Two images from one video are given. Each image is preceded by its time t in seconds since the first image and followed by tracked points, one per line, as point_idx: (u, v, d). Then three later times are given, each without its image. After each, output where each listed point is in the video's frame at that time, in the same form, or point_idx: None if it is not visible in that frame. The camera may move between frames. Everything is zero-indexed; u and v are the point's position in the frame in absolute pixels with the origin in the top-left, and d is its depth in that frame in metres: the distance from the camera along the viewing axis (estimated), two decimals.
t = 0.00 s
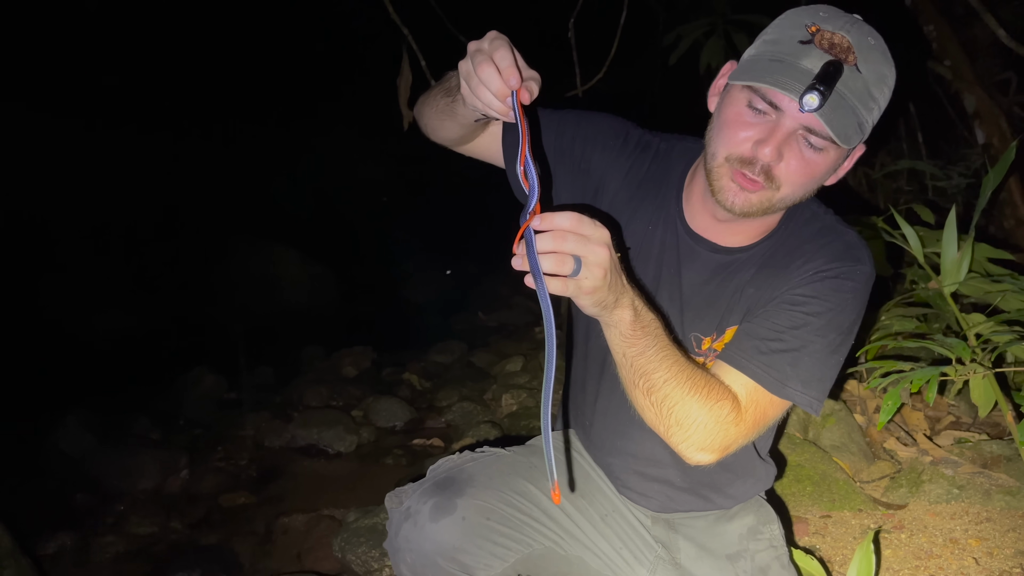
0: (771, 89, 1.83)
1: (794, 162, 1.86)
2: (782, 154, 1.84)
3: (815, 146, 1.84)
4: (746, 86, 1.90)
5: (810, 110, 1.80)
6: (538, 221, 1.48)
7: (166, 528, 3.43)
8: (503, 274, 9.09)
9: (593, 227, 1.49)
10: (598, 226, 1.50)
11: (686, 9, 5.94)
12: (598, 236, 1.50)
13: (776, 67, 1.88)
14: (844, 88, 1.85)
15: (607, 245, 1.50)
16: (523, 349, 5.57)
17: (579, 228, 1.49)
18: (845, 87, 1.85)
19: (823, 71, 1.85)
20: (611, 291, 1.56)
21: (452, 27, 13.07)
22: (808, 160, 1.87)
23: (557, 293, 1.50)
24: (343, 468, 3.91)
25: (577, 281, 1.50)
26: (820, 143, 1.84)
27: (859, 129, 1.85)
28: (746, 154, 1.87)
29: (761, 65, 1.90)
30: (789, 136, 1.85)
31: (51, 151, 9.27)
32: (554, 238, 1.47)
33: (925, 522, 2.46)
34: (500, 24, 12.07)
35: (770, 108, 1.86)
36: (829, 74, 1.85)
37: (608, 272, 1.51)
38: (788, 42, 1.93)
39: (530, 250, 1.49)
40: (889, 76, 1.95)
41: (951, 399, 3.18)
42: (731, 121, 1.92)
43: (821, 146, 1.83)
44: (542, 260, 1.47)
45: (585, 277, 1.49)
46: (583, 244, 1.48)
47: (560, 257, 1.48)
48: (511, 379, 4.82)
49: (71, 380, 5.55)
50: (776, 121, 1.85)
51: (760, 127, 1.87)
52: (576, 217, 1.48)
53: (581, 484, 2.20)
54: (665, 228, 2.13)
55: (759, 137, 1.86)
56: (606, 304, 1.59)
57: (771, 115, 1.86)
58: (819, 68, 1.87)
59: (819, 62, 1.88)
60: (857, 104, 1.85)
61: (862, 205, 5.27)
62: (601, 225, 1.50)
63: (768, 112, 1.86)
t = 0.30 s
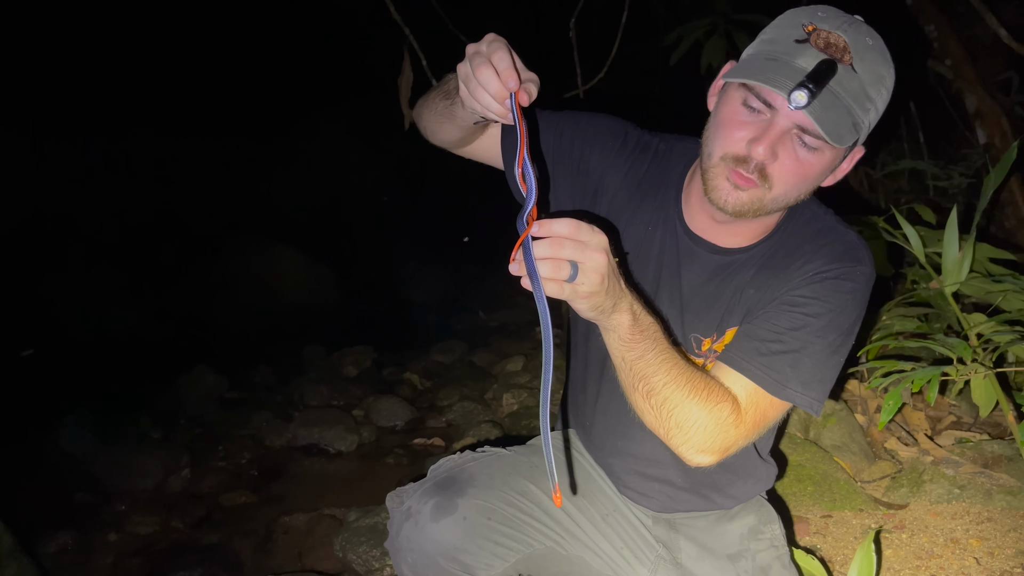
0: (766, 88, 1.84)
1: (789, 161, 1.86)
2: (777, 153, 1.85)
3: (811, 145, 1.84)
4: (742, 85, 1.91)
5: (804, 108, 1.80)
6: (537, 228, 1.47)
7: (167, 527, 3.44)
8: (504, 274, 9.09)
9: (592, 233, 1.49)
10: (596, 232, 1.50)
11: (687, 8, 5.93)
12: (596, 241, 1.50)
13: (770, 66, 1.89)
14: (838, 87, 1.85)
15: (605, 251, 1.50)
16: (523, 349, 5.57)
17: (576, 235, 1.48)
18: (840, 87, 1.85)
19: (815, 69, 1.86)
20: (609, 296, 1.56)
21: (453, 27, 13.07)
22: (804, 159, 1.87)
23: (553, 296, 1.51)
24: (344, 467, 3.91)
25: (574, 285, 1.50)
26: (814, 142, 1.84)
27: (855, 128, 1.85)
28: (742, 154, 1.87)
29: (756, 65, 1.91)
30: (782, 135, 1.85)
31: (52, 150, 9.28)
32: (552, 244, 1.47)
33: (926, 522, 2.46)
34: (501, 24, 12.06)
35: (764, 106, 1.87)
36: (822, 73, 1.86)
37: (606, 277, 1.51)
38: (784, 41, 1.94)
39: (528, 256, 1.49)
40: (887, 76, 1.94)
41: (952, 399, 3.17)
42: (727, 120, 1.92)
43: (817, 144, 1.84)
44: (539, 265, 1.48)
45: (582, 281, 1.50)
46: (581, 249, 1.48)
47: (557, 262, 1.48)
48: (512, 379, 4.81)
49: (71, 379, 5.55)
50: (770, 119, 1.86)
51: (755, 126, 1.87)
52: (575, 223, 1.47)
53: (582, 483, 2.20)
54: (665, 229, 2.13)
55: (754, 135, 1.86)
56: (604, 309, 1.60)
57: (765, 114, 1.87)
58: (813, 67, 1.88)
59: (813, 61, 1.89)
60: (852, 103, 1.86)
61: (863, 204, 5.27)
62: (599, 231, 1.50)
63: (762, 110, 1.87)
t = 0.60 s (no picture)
0: (756, 84, 1.84)
1: (784, 158, 1.87)
2: (771, 149, 1.85)
3: (806, 142, 1.84)
4: (733, 81, 1.92)
5: (795, 105, 1.80)
6: (541, 228, 1.47)
7: (169, 526, 3.44)
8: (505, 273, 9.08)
9: (595, 233, 1.49)
10: (599, 232, 1.50)
11: (688, 8, 5.93)
12: (599, 242, 1.50)
13: (760, 64, 1.91)
14: (828, 85, 1.85)
15: (608, 252, 1.50)
16: (525, 349, 5.56)
17: (580, 235, 1.48)
18: (830, 84, 1.85)
19: (805, 66, 1.86)
20: (611, 296, 1.56)
21: (454, 27, 13.06)
22: (800, 156, 1.87)
23: (555, 294, 1.51)
24: (344, 467, 3.91)
25: (576, 285, 1.50)
26: (808, 139, 1.84)
27: (846, 126, 1.85)
28: (738, 152, 1.88)
29: (749, 63, 1.92)
30: (774, 132, 1.85)
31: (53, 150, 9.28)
32: (554, 245, 1.47)
33: (926, 522, 2.46)
34: (502, 23, 12.06)
35: (758, 104, 1.88)
36: (809, 69, 1.85)
37: (609, 278, 1.51)
38: (777, 40, 1.96)
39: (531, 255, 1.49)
40: (883, 76, 1.93)
41: (953, 399, 3.17)
42: (721, 118, 1.93)
43: (811, 142, 1.84)
44: (543, 264, 1.48)
45: (584, 282, 1.50)
46: (584, 250, 1.48)
47: (560, 262, 1.49)
48: (513, 379, 4.81)
49: (72, 378, 5.56)
50: (762, 116, 1.86)
51: (748, 123, 1.88)
52: (578, 225, 1.47)
53: (582, 483, 2.20)
54: (665, 228, 2.13)
55: (748, 132, 1.87)
56: (606, 310, 1.59)
57: (757, 110, 1.88)
58: (803, 64, 1.89)
59: (804, 58, 1.91)
60: (843, 102, 1.85)
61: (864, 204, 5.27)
62: (602, 231, 1.50)
63: (755, 107, 1.88)
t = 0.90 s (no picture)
0: (758, 85, 1.84)
1: (785, 159, 1.86)
2: (772, 150, 1.85)
3: (807, 142, 1.84)
4: (734, 80, 1.92)
5: (797, 106, 1.80)
6: (544, 230, 1.48)
7: (168, 525, 3.44)
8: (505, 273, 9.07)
9: (597, 235, 1.49)
10: (601, 234, 1.49)
11: (688, 8, 5.92)
12: (602, 244, 1.49)
13: (761, 64, 1.91)
14: (830, 84, 1.85)
15: (610, 253, 1.50)
16: (524, 348, 5.56)
17: (582, 237, 1.48)
18: (831, 83, 1.85)
19: (806, 66, 1.86)
20: (612, 298, 1.56)
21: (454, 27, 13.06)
22: (801, 156, 1.87)
23: (556, 295, 1.51)
24: (344, 466, 3.91)
25: (577, 286, 1.50)
26: (809, 140, 1.84)
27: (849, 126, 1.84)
28: (740, 153, 1.88)
29: (750, 62, 1.92)
30: (776, 133, 1.85)
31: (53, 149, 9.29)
32: (556, 246, 1.47)
33: (926, 522, 2.46)
34: (502, 23, 12.06)
35: (759, 105, 1.88)
36: (811, 69, 1.85)
37: (610, 280, 1.51)
38: (778, 39, 1.96)
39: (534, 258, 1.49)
40: (884, 75, 1.93)
41: (953, 399, 3.17)
42: (723, 118, 1.93)
43: (813, 143, 1.84)
44: (545, 265, 1.48)
45: (586, 283, 1.49)
46: (586, 252, 1.47)
47: (561, 263, 1.48)
48: (513, 378, 4.81)
49: (73, 377, 5.55)
50: (764, 117, 1.86)
51: (750, 124, 1.88)
52: (581, 226, 1.47)
53: (582, 482, 2.20)
54: (665, 228, 2.13)
55: (749, 133, 1.87)
56: (607, 311, 1.59)
57: (759, 111, 1.87)
58: (804, 63, 1.89)
59: (805, 58, 1.90)
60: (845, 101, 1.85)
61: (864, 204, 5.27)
62: (605, 233, 1.49)
63: (757, 108, 1.88)
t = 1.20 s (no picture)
0: (760, 88, 1.84)
1: (785, 161, 1.87)
2: (772, 152, 1.86)
3: (808, 144, 1.84)
4: (734, 82, 1.92)
5: (797, 108, 1.81)
6: (541, 228, 1.48)
7: (168, 525, 3.44)
8: (504, 272, 9.06)
9: (594, 232, 1.49)
10: (599, 231, 1.50)
11: (688, 8, 5.92)
12: (599, 241, 1.50)
13: (762, 66, 1.90)
14: (831, 87, 1.85)
15: (607, 251, 1.50)
16: (525, 348, 5.57)
17: (580, 234, 1.48)
18: (832, 87, 1.85)
19: (807, 69, 1.85)
20: (610, 295, 1.56)
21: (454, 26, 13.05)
22: (801, 157, 1.87)
23: (553, 292, 1.51)
24: (344, 465, 3.91)
25: (575, 284, 1.49)
26: (810, 142, 1.84)
27: (850, 128, 1.84)
28: (741, 153, 1.88)
29: (751, 64, 1.92)
30: (777, 134, 1.85)
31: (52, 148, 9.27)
32: (553, 244, 1.47)
33: (927, 521, 2.46)
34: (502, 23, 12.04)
35: (760, 106, 1.88)
36: (812, 72, 1.85)
37: (607, 277, 1.51)
38: (779, 40, 1.95)
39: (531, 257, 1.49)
40: (885, 77, 1.93)
41: (953, 398, 3.17)
42: (723, 119, 1.94)
43: (814, 144, 1.84)
44: (542, 263, 1.48)
45: (583, 281, 1.49)
46: (583, 249, 1.47)
47: (558, 260, 1.48)
48: (512, 377, 4.81)
49: (71, 377, 5.54)
50: (765, 118, 1.86)
51: (751, 125, 1.88)
52: (578, 223, 1.47)
53: (583, 482, 2.20)
54: (665, 227, 2.13)
55: (750, 134, 1.87)
56: (604, 308, 1.59)
57: (760, 113, 1.87)
58: (806, 67, 1.88)
59: (807, 61, 1.90)
60: (846, 103, 1.85)
61: (863, 203, 5.27)
62: (602, 230, 1.49)
63: (758, 109, 1.88)
